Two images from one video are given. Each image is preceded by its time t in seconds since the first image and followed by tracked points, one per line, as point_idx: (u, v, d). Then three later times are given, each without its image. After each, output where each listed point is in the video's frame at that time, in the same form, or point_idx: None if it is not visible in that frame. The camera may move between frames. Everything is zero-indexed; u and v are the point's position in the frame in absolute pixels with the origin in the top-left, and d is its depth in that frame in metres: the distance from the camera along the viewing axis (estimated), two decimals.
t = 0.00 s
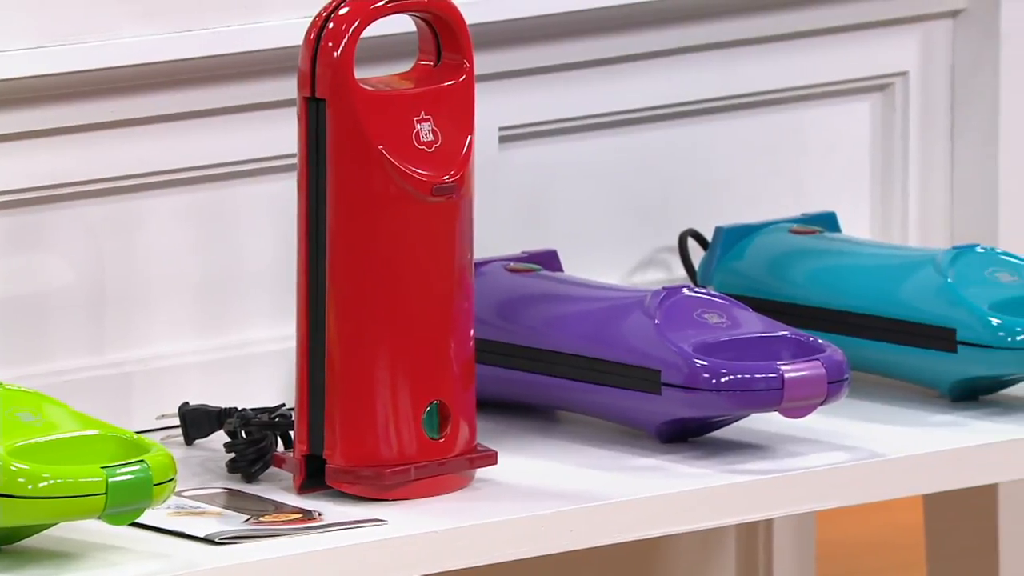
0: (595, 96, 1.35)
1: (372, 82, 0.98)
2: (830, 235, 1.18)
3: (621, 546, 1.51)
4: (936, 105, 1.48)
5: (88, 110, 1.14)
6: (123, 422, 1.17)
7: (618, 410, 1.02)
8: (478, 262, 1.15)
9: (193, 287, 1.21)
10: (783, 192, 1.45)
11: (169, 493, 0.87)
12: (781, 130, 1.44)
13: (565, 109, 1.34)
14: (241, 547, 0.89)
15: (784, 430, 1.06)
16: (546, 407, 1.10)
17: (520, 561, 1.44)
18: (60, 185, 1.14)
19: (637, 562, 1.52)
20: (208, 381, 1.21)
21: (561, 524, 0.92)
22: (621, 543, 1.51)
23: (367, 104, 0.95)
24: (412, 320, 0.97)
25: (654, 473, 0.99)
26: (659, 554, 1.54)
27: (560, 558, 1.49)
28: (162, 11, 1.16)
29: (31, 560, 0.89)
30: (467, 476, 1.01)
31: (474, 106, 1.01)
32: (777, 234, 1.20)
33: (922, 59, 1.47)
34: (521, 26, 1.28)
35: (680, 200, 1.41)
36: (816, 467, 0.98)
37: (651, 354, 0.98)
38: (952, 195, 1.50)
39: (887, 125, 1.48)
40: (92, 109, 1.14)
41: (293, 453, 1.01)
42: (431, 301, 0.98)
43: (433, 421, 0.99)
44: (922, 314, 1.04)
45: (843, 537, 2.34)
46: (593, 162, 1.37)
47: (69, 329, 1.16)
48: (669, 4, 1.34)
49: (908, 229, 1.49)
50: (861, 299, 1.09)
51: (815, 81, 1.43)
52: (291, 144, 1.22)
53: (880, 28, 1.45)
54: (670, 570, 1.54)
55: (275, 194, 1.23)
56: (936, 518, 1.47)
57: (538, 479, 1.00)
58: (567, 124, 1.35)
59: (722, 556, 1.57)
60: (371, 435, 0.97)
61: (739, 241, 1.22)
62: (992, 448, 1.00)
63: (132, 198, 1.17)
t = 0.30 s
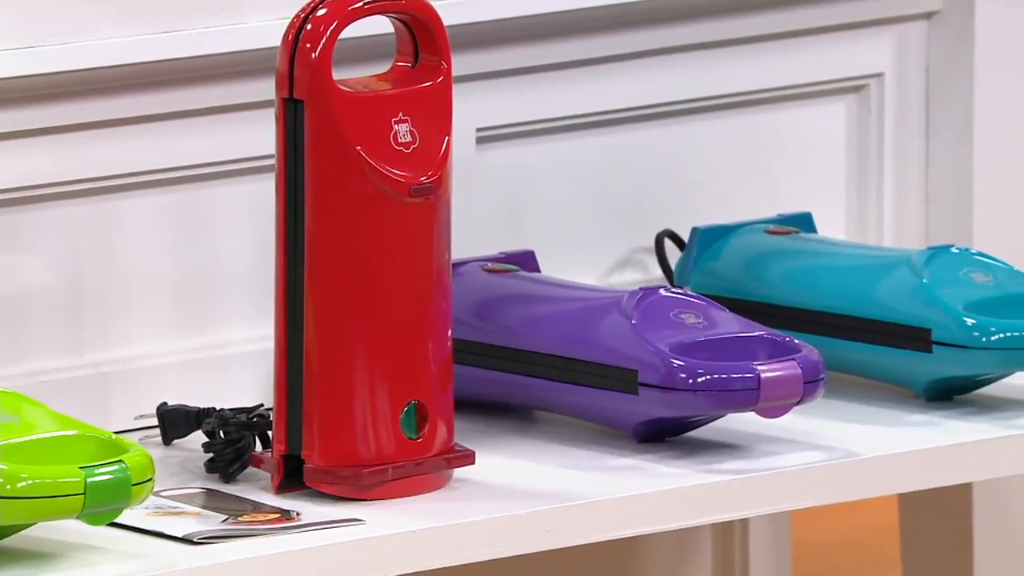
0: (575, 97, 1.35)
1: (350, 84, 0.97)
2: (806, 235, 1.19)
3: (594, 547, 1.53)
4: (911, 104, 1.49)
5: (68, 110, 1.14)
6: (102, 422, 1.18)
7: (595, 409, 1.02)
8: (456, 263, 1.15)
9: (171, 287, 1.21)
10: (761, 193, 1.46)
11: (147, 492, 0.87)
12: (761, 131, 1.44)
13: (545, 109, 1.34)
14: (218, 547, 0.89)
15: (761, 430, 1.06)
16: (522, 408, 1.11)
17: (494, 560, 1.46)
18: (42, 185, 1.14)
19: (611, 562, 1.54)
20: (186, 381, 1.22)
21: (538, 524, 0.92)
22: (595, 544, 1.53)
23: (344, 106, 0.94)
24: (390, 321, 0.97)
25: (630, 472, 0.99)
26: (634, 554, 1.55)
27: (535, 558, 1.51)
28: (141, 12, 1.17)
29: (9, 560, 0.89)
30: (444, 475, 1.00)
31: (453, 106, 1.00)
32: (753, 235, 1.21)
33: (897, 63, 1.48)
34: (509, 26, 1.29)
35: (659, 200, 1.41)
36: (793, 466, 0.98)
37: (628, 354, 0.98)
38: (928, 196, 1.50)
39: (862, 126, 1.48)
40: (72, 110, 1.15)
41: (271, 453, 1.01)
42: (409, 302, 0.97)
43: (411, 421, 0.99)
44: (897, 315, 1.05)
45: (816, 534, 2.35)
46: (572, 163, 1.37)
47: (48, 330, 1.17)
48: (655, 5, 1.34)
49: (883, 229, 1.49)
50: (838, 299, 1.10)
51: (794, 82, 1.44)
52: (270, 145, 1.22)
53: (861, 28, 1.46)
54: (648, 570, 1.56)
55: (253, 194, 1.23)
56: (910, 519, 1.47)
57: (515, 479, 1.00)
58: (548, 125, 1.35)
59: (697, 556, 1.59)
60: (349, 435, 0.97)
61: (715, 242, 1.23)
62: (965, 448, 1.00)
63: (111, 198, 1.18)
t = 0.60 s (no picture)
0: (562, 98, 1.36)
1: (334, 84, 0.97)
2: (790, 236, 1.19)
3: (579, 547, 1.54)
4: (895, 104, 1.49)
5: (53, 111, 1.14)
6: (87, 422, 1.18)
7: (580, 410, 1.03)
8: (441, 263, 1.15)
9: (156, 287, 1.21)
10: (748, 193, 1.46)
11: (132, 493, 0.86)
12: (747, 131, 1.45)
13: (533, 110, 1.34)
14: (203, 547, 0.89)
15: (746, 430, 1.06)
16: (507, 408, 1.11)
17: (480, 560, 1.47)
18: (29, 186, 1.14)
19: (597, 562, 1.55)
20: (171, 382, 1.22)
21: (523, 524, 0.92)
22: (579, 544, 1.54)
23: (329, 106, 0.94)
24: (375, 321, 0.96)
25: (615, 472, 0.99)
26: (619, 553, 1.56)
27: (520, 558, 1.51)
28: (125, 13, 1.17)
29: None
30: (429, 476, 1.00)
31: (437, 107, 1.00)
32: (737, 236, 1.21)
33: (881, 64, 1.48)
34: (500, 26, 1.29)
35: (646, 201, 1.41)
36: (777, 466, 0.98)
37: (613, 355, 0.99)
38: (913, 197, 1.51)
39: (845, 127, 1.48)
40: (57, 110, 1.14)
41: (256, 453, 1.00)
42: (394, 303, 0.97)
43: (396, 421, 0.98)
44: (882, 316, 1.05)
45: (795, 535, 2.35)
46: (559, 163, 1.37)
47: (33, 330, 1.16)
48: (646, 5, 1.34)
49: (868, 229, 1.50)
50: (822, 299, 1.10)
51: (780, 82, 1.44)
52: (256, 145, 1.23)
53: (849, 28, 1.46)
54: (633, 570, 1.57)
55: (238, 195, 1.23)
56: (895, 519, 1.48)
57: (500, 480, 1.00)
58: (535, 125, 1.35)
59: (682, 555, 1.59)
60: (334, 435, 0.96)
61: (699, 243, 1.23)
62: (949, 448, 1.00)
63: (96, 199, 1.18)
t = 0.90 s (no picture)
0: (548, 97, 1.36)
1: (320, 84, 0.96)
2: (775, 236, 1.19)
3: (565, 547, 1.54)
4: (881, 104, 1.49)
5: (37, 111, 1.14)
6: (70, 422, 1.18)
7: (564, 410, 1.03)
8: (426, 263, 1.15)
9: (140, 288, 1.21)
10: (734, 193, 1.46)
11: (117, 493, 0.86)
12: (734, 131, 1.45)
13: (518, 109, 1.34)
14: (188, 547, 0.88)
15: (731, 430, 1.06)
16: (492, 408, 1.11)
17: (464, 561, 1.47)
18: (13, 185, 1.14)
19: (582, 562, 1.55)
20: (155, 382, 1.22)
21: (509, 524, 0.92)
22: (564, 544, 1.54)
23: (314, 107, 0.94)
24: (360, 321, 0.96)
25: (599, 473, 0.99)
26: (604, 554, 1.56)
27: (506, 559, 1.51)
28: (108, 13, 1.17)
29: None
30: (414, 476, 1.00)
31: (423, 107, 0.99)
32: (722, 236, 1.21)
33: (866, 63, 1.48)
34: (485, 26, 1.29)
35: (632, 201, 1.42)
36: (762, 466, 0.98)
37: (597, 355, 0.99)
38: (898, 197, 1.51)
39: (830, 126, 1.48)
40: (41, 110, 1.14)
41: (241, 453, 1.00)
42: (379, 303, 0.96)
43: (381, 421, 0.98)
44: (866, 316, 1.06)
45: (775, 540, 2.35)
46: (545, 163, 1.37)
47: (16, 330, 1.16)
48: (632, 5, 1.34)
49: (854, 229, 1.50)
50: (807, 300, 1.10)
51: (766, 82, 1.44)
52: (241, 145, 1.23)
53: (834, 28, 1.46)
54: (619, 570, 1.57)
55: (223, 195, 1.24)
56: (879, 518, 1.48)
57: (485, 480, 1.00)
58: (521, 125, 1.35)
59: (668, 555, 1.60)
60: (318, 435, 0.96)
61: (683, 242, 1.23)
62: (934, 448, 1.00)
63: (80, 199, 1.17)
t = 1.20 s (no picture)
0: (536, 97, 1.36)
1: (307, 84, 0.96)
2: (763, 236, 1.19)
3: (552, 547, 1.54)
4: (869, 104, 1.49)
5: (24, 112, 1.14)
6: (57, 422, 1.18)
7: (552, 409, 1.03)
8: (413, 263, 1.15)
9: (127, 288, 1.21)
10: (723, 193, 1.46)
11: (104, 493, 0.86)
12: (723, 131, 1.45)
13: (507, 109, 1.34)
14: (175, 547, 0.88)
15: (719, 430, 1.07)
16: (479, 408, 1.11)
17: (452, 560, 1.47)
18: None
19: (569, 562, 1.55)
20: (143, 382, 1.22)
21: (497, 524, 0.92)
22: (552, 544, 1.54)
23: (301, 107, 0.93)
24: (347, 321, 0.96)
25: (586, 472, 0.99)
26: (592, 553, 1.56)
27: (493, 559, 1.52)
28: (95, 13, 1.17)
29: None
30: (402, 476, 1.00)
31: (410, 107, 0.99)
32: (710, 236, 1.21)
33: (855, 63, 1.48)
34: (474, 26, 1.29)
35: (621, 200, 1.42)
36: (749, 466, 0.98)
37: (585, 355, 0.99)
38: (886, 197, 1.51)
39: (818, 127, 1.48)
40: (28, 111, 1.14)
41: (229, 453, 1.00)
42: (366, 302, 0.96)
43: (369, 421, 0.98)
44: (854, 316, 1.06)
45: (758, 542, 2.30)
46: (534, 163, 1.37)
47: (3, 330, 1.16)
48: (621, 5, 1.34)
49: (842, 229, 1.50)
50: (795, 299, 1.10)
51: (755, 82, 1.45)
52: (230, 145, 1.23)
53: (823, 28, 1.46)
54: (606, 570, 1.57)
55: (211, 195, 1.24)
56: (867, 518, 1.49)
57: (473, 480, 1.00)
58: (510, 125, 1.35)
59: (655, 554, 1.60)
60: (306, 436, 0.96)
61: (672, 242, 1.23)
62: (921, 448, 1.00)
63: (68, 199, 1.17)
